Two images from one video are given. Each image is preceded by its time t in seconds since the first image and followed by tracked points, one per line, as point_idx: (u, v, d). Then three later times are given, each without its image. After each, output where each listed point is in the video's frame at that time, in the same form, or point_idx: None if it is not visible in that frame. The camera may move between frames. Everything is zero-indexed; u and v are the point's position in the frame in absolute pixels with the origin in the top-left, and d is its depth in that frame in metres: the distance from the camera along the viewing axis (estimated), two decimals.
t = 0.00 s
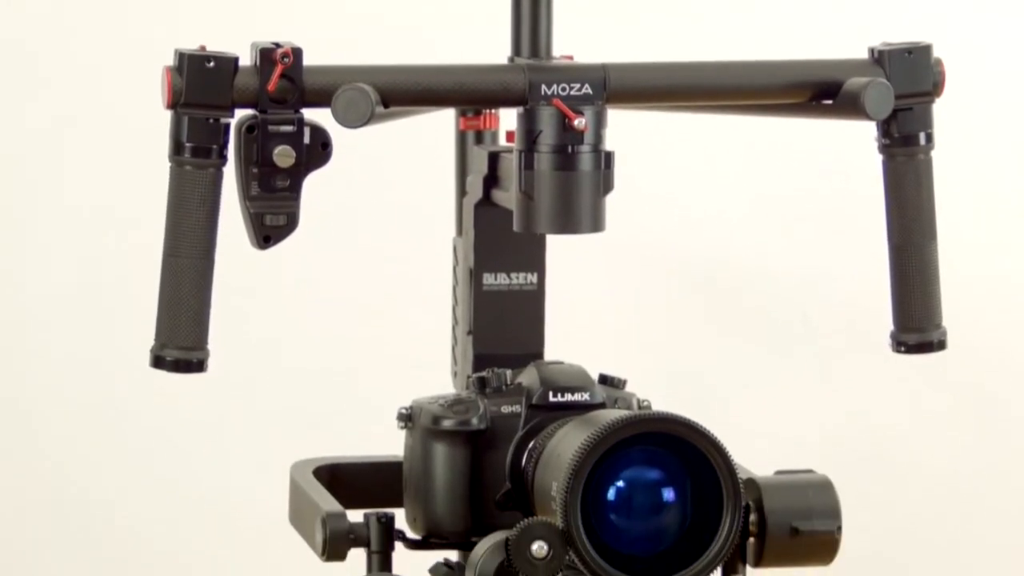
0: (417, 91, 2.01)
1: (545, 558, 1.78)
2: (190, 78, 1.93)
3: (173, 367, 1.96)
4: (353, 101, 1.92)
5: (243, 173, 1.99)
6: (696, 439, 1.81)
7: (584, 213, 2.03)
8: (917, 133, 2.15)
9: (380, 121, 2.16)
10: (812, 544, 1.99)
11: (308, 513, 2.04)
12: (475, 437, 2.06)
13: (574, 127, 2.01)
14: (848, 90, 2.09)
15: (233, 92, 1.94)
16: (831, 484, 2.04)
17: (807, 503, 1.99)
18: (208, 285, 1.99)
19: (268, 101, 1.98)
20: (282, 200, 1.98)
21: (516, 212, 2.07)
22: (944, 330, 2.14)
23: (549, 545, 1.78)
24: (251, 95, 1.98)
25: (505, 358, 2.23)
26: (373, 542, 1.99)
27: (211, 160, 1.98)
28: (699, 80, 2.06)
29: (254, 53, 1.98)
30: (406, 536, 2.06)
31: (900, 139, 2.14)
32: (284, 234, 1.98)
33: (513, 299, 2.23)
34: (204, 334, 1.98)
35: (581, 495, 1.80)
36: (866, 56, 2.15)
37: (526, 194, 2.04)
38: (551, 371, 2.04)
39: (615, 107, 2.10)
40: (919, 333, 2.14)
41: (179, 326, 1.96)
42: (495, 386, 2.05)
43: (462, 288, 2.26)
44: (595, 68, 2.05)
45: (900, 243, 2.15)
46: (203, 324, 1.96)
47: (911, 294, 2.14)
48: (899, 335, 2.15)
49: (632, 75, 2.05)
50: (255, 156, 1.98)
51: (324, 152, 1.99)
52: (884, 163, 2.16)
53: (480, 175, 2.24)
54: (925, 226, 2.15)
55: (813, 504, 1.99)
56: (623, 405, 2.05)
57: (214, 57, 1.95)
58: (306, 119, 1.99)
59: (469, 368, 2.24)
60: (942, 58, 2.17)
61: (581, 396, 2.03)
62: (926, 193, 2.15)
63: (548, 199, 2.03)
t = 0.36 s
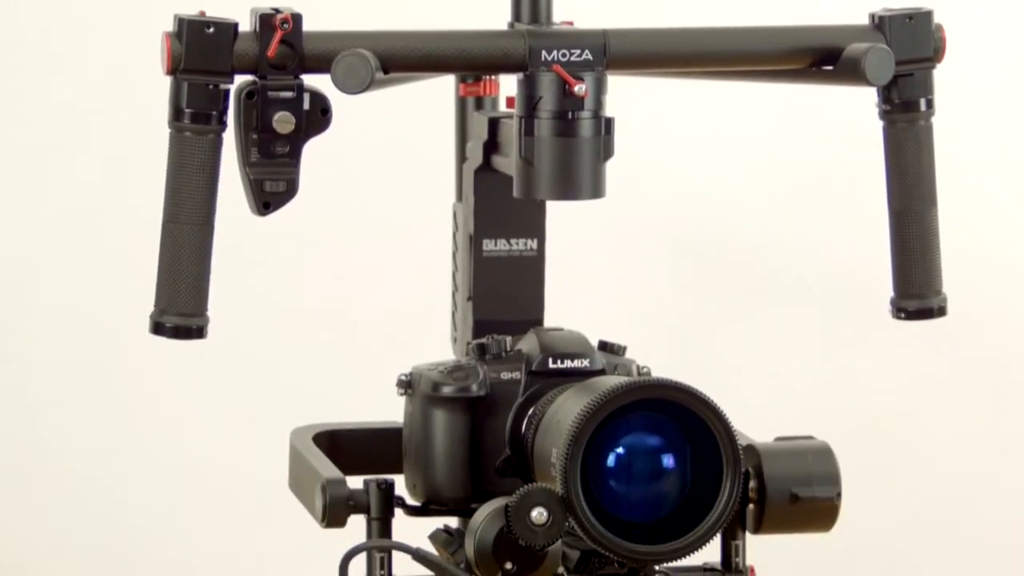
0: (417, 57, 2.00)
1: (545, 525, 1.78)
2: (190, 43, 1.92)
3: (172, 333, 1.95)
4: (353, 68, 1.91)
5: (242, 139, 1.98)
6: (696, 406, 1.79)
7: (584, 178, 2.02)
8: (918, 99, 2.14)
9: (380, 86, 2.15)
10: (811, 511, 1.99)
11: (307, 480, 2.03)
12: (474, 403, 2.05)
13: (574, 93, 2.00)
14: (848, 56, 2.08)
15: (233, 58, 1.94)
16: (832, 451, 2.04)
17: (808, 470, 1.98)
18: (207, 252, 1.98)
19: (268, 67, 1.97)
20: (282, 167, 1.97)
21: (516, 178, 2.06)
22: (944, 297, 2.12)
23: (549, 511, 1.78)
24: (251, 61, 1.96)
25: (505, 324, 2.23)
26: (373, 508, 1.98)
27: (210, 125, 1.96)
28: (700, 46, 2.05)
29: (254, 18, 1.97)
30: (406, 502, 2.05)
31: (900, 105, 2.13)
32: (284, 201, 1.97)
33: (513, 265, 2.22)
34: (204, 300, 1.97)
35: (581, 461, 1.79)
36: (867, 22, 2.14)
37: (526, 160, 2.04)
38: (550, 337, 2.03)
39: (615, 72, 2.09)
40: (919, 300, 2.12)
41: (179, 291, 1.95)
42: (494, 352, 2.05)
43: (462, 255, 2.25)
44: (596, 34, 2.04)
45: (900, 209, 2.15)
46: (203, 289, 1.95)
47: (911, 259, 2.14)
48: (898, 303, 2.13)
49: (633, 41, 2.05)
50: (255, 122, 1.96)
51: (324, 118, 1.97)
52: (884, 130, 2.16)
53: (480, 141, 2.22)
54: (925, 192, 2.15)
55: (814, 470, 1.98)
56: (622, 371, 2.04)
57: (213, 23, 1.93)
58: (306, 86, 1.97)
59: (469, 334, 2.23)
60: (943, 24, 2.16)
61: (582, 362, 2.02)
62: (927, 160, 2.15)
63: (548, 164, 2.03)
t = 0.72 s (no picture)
0: (416, 21, 1.98)
1: (546, 489, 1.72)
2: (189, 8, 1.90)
3: (173, 297, 1.94)
4: (353, 33, 1.90)
5: (241, 102, 1.96)
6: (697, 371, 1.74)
7: (584, 142, 2.01)
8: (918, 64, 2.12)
9: (380, 49, 2.12)
10: (813, 474, 1.96)
11: (308, 444, 2.01)
12: (475, 367, 2.04)
13: (574, 57, 1.98)
14: (850, 19, 2.07)
15: (232, 22, 1.92)
16: (831, 414, 2.01)
17: (807, 435, 1.95)
18: (208, 215, 1.96)
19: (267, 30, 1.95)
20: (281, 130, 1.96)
21: (517, 141, 2.05)
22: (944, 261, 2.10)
23: (550, 475, 1.72)
24: (248, 26, 1.93)
25: (506, 288, 2.22)
26: (373, 473, 1.96)
27: (210, 90, 1.93)
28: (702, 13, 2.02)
29: None
30: (407, 468, 2.03)
31: (901, 70, 2.11)
32: (284, 165, 1.97)
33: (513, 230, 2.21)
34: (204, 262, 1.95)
35: (581, 426, 1.74)
36: None
37: (526, 123, 2.02)
38: (551, 302, 2.03)
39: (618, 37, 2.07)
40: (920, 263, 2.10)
41: (179, 255, 1.94)
42: (495, 317, 2.04)
43: (463, 220, 2.24)
44: None
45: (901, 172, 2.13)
46: (203, 251, 1.94)
47: (913, 221, 2.12)
48: (899, 267, 2.11)
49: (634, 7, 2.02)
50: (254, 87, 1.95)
51: (322, 82, 1.97)
52: (885, 95, 2.13)
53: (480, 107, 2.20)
54: (926, 156, 2.12)
55: (813, 436, 1.96)
56: (622, 336, 2.04)
57: None
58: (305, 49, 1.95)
59: (470, 299, 2.22)
60: None
61: (582, 327, 2.02)
62: (927, 123, 2.13)
63: (548, 127, 2.02)
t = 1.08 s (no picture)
0: None
1: (545, 456, 1.59)
2: None
3: (173, 265, 1.75)
4: None
5: (240, 66, 1.85)
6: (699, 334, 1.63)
7: (586, 110, 1.79)
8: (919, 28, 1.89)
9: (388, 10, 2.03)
10: (814, 441, 1.89)
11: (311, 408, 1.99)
12: (475, 334, 1.94)
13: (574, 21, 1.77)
14: None
15: None
16: (831, 380, 1.93)
17: (808, 404, 1.89)
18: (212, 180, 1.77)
19: None
20: (281, 96, 1.86)
21: (516, 110, 1.83)
22: (949, 226, 1.89)
23: (550, 441, 1.59)
24: None
25: (506, 255, 2.10)
26: (373, 439, 1.95)
27: (210, 55, 1.73)
28: None
29: None
30: (407, 432, 2.01)
31: (903, 35, 1.87)
32: (284, 132, 1.88)
33: (514, 196, 2.09)
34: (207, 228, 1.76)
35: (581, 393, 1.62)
36: None
37: (525, 91, 1.80)
38: (553, 269, 1.90)
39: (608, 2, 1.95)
40: (922, 229, 1.89)
41: (180, 220, 1.75)
42: (495, 283, 1.94)
43: (462, 186, 2.12)
44: None
45: (900, 138, 1.90)
46: (206, 213, 1.76)
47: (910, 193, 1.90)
48: (899, 232, 1.90)
49: None
50: (254, 52, 1.83)
51: (323, 46, 1.86)
52: (883, 59, 1.90)
53: (480, 70, 2.06)
54: (928, 120, 1.90)
55: (814, 404, 1.90)
56: (624, 302, 1.93)
57: None
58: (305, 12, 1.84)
59: (469, 266, 2.12)
60: None
61: (582, 293, 1.89)
62: (932, 86, 1.90)
63: (549, 96, 1.79)
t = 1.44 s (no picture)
0: None
1: (546, 425, 1.59)
2: None
3: (172, 232, 1.74)
4: None
5: (239, 34, 1.85)
6: (698, 301, 1.63)
7: (587, 77, 1.77)
8: None
9: None
10: (814, 409, 1.89)
11: (312, 376, 1.98)
12: (475, 302, 1.93)
13: None
14: None
15: None
16: (831, 347, 1.93)
17: (808, 371, 1.89)
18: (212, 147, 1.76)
19: None
20: (282, 63, 1.86)
21: (516, 78, 1.81)
22: (948, 194, 1.88)
23: (550, 410, 1.59)
24: None
25: (506, 223, 2.09)
26: (373, 407, 1.93)
27: (209, 22, 1.71)
28: None
29: None
30: (407, 400, 2.00)
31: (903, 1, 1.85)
32: (285, 99, 1.87)
33: (513, 164, 2.08)
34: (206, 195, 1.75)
35: (581, 360, 1.62)
36: None
37: (525, 58, 1.79)
38: (553, 237, 1.90)
39: None
40: (922, 196, 1.88)
41: (181, 185, 1.74)
42: (495, 251, 1.93)
43: (463, 154, 2.11)
44: None
45: (900, 105, 1.89)
46: (206, 180, 1.75)
47: (911, 159, 1.89)
48: (898, 200, 1.89)
49: None
50: (254, 19, 1.83)
51: (321, 14, 1.87)
52: (884, 27, 1.88)
53: (480, 38, 2.05)
54: (929, 87, 1.88)
55: (813, 371, 1.90)
56: (623, 270, 1.92)
57: None
58: None
59: (469, 234, 2.11)
60: None
61: (583, 261, 1.89)
62: (931, 54, 1.88)
63: (549, 63, 1.78)
